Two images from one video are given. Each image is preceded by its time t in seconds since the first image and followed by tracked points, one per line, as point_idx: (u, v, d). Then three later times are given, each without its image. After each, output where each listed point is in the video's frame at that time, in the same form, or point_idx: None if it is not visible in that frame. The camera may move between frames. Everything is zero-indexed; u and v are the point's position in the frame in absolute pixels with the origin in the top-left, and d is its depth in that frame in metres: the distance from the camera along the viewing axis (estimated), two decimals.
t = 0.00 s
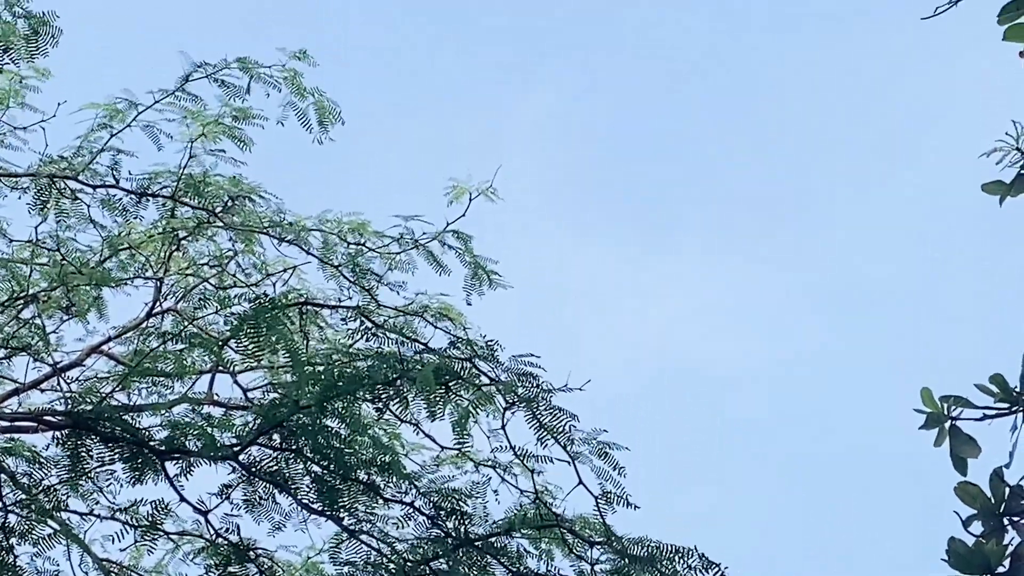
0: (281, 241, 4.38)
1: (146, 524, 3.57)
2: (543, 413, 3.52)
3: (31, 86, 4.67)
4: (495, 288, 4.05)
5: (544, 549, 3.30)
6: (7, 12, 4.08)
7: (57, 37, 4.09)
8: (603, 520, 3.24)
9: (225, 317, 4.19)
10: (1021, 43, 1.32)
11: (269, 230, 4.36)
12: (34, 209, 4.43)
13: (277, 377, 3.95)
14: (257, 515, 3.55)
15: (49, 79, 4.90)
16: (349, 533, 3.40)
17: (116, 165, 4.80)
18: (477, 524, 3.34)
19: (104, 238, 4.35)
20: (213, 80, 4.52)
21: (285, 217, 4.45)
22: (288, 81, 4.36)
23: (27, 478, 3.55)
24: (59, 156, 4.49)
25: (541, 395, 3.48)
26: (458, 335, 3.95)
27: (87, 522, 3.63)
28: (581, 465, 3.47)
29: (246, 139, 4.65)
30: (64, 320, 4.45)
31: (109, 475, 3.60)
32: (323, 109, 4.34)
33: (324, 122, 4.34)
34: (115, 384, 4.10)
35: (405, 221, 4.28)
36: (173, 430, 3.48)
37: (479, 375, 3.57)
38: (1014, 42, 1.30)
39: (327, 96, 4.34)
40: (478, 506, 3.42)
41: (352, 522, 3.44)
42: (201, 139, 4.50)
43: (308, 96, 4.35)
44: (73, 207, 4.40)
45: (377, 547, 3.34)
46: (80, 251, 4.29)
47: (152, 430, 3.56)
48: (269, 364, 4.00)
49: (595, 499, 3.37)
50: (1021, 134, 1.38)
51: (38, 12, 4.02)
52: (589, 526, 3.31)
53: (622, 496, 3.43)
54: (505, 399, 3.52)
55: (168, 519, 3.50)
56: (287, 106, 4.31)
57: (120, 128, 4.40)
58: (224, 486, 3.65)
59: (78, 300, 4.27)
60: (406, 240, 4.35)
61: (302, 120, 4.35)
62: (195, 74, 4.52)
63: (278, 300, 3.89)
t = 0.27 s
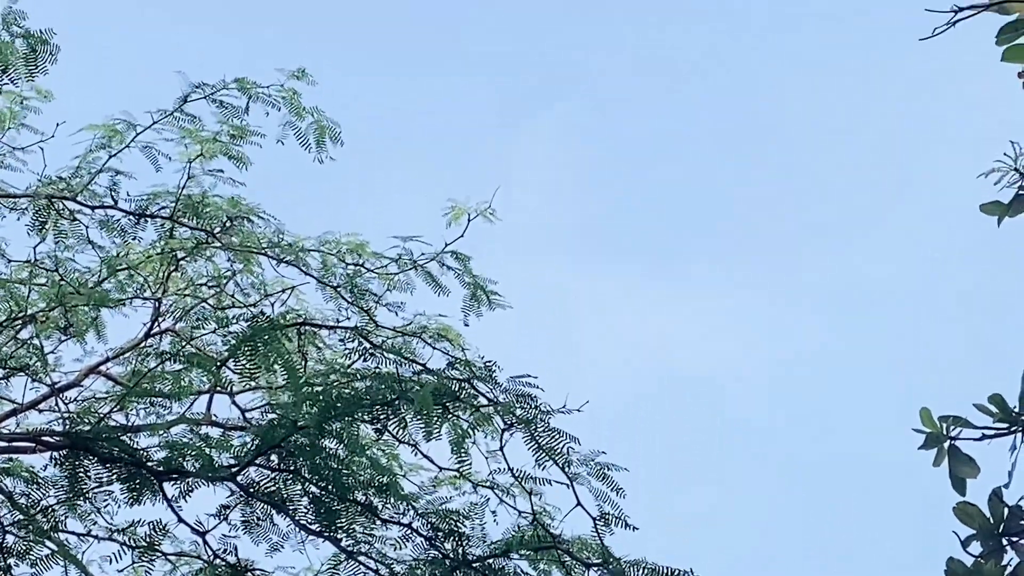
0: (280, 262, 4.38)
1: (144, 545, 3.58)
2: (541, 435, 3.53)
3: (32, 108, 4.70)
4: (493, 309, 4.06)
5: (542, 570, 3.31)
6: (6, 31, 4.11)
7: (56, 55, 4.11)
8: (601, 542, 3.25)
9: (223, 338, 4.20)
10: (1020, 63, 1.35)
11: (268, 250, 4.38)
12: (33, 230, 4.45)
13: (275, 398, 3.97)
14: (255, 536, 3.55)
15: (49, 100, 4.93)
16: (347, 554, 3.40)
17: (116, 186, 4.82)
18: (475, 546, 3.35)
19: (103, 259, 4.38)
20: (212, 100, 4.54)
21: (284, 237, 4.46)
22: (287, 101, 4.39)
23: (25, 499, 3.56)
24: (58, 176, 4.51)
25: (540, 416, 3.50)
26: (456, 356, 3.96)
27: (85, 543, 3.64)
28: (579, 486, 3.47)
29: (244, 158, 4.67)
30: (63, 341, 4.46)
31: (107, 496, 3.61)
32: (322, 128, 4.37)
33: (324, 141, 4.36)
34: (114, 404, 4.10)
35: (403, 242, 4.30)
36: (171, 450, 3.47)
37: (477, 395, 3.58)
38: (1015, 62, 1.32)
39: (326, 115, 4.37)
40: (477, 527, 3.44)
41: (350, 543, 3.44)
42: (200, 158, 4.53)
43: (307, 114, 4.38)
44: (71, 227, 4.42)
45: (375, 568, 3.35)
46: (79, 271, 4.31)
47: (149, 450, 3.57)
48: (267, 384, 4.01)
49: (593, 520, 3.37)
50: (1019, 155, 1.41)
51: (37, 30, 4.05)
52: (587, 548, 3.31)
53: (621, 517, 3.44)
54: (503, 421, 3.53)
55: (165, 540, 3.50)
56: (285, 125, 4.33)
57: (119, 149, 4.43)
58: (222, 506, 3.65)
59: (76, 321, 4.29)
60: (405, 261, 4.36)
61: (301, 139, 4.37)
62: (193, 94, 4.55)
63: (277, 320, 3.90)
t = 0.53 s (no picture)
0: (279, 282, 4.40)
1: (142, 564, 3.57)
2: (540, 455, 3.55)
3: (32, 128, 4.72)
4: (492, 329, 4.08)
5: None
6: (5, 52, 4.14)
7: (55, 76, 4.15)
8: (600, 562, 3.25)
9: (221, 357, 4.22)
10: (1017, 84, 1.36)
11: (266, 269, 4.39)
12: (31, 250, 4.47)
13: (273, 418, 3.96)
14: (253, 556, 3.54)
15: (52, 121, 4.96)
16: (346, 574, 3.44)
17: (115, 206, 4.84)
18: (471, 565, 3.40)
19: (101, 278, 4.39)
20: (211, 119, 4.57)
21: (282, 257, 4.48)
22: (286, 120, 4.42)
23: (23, 519, 3.56)
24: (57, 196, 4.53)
25: (538, 437, 3.51)
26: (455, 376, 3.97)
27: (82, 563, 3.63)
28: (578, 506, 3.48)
29: (243, 176, 4.70)
30: (61, 361, 4.46)
31: (105, 515, 3.61)
32: (320, 148, 4.39)
33: (322, 160, 4.39)
34: (112, 424, 4.11)
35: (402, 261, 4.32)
36: (170, 469, 3.48)
37: (475, 415, 3.60)
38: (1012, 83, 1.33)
39: (324, 134, 4.39)
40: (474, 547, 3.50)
41: (349, 563, 3.45)
42: (199, 177, 4.55)
43: (305, 133, 4.41)
44: (70, 247, 4.44)
45: None
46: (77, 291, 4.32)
47: (147, 469, 3.57)
48: (266, 404, 4.01)
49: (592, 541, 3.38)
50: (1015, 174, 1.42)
51: (37, 52, 4.08)
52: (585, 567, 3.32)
53: (619, 538, 3.45)
54: (503, 441, 3.54)
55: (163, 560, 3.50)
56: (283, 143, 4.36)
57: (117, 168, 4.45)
58: (220, 525, 3.66)
59: (75, 340, 4.30)
60: (403, 281, 4.38)
61: (299, 158, 4.40)
62: (192, 113, 4.58)
63: (276, 340, 3.92)
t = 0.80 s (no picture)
0: (276, 301, 4.43)
1: None
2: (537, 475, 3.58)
3: (30, 146, 4.75)
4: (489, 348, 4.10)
5: None
6: (5, 70, 4.17)
7: (56, 92, 4.15)
8: None
9: (220, 376, 4.24)
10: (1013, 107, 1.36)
11: (264, 289, 4.43)
12: (30, 269, 4.49)
13: (271, 437, 3.99)
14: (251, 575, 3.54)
15: (48, 139, 4.99)
16: None
17: (112, 225, 4.87)
18: None
19: (99, 297, 4.39)
20: (210, 139, 4.60)
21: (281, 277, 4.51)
22: (284, 138, 4.45)
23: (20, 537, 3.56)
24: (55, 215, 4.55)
25: (536, 456, 3.54)
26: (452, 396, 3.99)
27: None
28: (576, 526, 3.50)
29: (241, 196, 4.72)
30: (59, 379, 4.48)
31: (103, 534, 3.62)
32: (318, 164, 4.42)
33: (320, 177, 4.42)
34: (110, 443, 4.12)
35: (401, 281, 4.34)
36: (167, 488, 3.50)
37: (473, 434, 3.62)
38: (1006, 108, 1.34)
39: (321, 150, 4.42)
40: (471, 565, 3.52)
41: None
42: (197, 197, 4.58)
43: (303, 150, 4.44)
44: (68, 265, 4.46)
45: None
46: (76, 309, 4.34)
47: (145, 488, 3.58)
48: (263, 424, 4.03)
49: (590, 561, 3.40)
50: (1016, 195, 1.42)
51: (37, 70, 4.08)
52: None
53: (617, 558, 3.47)
54: (500, 460, 3.57)
55: None
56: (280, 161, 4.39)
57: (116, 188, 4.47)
58: (218, 545, 3.67)
59: (72, 359, 4.32)
60: (401, 300, 4.40)
61: (297, 174, 4.43)
62: (191, 132, 4.61)
63: (275, 359, 3.94)
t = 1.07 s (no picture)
0: (275, 319, 4.45)
1: None
2: (536, 494, 3.59)
3: (29, 165, 4.77)
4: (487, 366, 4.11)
5: None
6: (5, 90, 4.20)
7: (55, 113, 4.19)
8: None
9: (218, 394, 4.26)
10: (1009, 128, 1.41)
11: (262, 307, 4.45)
12: (29, 287, 4.51)
13: (270, 455, 4.00)
14: None
15: (46, 158, 5.02)
16: None
17: (111, 243, 4.88)
18: None
19: (97, 315, 4.41)
20: (208, 157, 4.63)
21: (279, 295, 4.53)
22: (283, 155, 4.48)
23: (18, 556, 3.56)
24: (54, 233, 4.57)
25: (534, 475, 3.54)
26: (450, 413, 4.00)
27: None
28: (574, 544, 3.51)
29: (239, 214, 4.75)
30: (57, 397, 4.49)
31: (101, 552, 3.62)
32: (316, 179, 4.45)
33: (319, 192, 4.44)
34: (108, 461, 4.13)
35: (399, 299, 4.36)
36: (166, 506, 3.51)
37: (471, 453, 3.64)
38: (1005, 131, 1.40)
39: (320, 165, 4.45)
40: None
41: None
42: (196, 215, 4.60)
43: (302, 166, 4.46)
44: (67, 284, 4.48)
45: None
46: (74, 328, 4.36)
47: (144, 506, 3.59)
48: (262, 441, 4.03)
49: None
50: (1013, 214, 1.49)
51: (37, 90, 4.12)
52: None
53: None
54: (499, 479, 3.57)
55: None
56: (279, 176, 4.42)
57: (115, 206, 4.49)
58: (216, 563, 3.68)
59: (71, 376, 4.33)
60: (400, 318, 4.42)
61: (296, 190, 4.46)
62: (189, 150, 4.64)
63: (273, 377, 3.95)
